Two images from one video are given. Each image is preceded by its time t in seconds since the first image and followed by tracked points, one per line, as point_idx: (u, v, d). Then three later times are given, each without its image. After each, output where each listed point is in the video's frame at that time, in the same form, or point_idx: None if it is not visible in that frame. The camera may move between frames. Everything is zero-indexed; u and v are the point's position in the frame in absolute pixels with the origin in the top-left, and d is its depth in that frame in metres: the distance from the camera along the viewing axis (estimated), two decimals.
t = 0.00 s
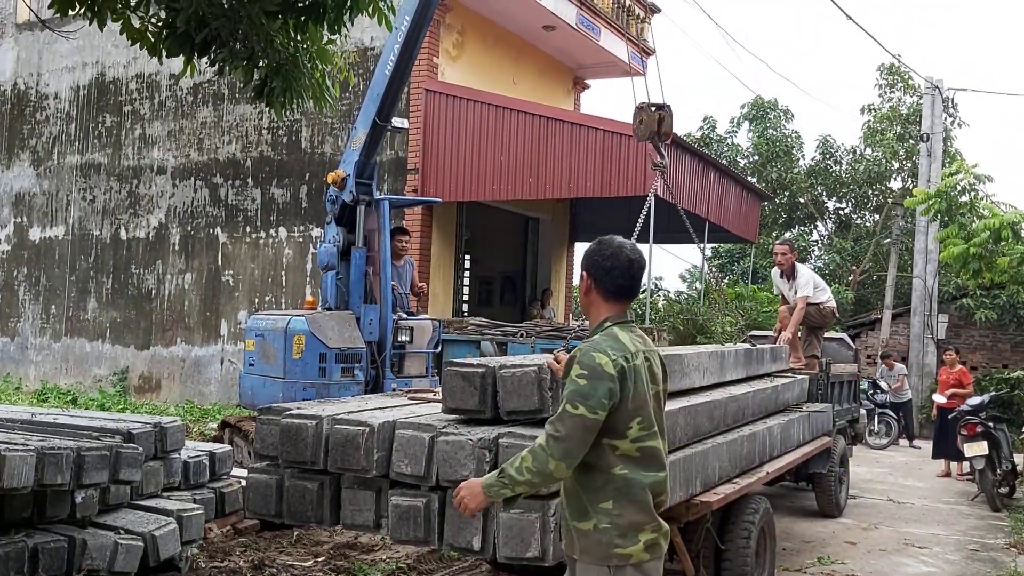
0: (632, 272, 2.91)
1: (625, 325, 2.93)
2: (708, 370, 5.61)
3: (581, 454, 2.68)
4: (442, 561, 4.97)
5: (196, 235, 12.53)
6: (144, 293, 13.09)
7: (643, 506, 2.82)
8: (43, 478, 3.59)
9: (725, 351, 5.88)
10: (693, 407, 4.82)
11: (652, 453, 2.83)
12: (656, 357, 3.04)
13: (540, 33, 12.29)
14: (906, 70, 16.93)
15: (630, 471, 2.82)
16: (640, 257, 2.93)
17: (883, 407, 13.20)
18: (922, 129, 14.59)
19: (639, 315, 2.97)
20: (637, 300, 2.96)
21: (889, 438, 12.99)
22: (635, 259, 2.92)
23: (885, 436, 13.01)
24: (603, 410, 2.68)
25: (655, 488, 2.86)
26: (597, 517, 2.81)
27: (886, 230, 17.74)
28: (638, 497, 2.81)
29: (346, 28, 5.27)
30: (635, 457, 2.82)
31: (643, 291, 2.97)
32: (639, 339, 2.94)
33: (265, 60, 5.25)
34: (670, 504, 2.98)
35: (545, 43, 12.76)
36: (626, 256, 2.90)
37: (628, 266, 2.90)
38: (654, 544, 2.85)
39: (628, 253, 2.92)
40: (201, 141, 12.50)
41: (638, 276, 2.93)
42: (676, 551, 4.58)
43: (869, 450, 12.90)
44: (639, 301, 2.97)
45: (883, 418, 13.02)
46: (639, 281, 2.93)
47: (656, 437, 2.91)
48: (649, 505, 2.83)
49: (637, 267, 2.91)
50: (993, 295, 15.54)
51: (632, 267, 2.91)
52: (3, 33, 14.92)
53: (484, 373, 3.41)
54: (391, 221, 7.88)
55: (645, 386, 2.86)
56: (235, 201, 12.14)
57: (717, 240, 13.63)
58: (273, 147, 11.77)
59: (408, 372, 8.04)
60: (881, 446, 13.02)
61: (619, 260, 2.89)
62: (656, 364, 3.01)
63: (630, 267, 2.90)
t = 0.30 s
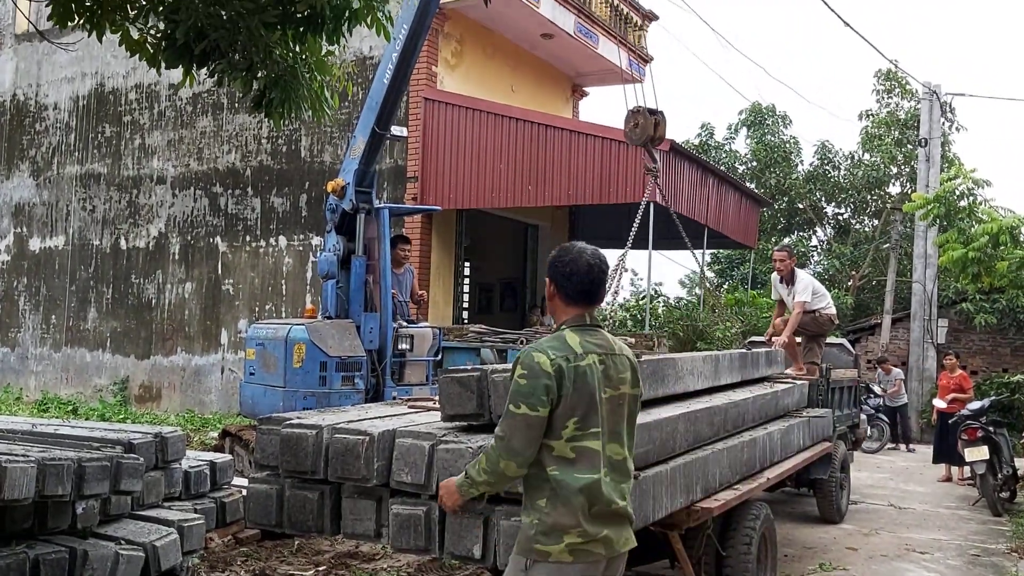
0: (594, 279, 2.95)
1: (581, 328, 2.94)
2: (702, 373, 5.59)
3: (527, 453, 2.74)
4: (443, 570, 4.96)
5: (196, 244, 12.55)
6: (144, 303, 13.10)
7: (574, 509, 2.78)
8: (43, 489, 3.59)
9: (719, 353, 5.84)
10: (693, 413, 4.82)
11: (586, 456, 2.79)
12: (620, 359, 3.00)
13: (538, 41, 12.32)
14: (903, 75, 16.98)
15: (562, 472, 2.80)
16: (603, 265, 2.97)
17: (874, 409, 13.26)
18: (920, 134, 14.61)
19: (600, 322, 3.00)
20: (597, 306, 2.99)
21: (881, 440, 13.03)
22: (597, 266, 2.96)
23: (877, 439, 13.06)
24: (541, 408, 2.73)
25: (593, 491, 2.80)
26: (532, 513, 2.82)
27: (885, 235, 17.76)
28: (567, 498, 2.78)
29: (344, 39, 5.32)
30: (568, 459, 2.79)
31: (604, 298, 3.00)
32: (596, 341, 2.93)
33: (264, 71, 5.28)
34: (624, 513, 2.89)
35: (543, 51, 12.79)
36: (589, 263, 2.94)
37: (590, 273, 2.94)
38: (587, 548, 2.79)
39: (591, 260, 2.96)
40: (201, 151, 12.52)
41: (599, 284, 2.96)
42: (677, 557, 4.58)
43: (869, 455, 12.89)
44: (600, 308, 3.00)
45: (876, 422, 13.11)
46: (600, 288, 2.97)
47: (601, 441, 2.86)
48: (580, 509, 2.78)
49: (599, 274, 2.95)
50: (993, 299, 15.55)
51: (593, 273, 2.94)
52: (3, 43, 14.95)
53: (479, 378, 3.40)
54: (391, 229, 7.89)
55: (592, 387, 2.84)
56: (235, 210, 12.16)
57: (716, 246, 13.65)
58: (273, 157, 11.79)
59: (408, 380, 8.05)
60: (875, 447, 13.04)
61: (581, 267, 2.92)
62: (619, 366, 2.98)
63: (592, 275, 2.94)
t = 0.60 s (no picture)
0: (554, 291, 2.92)
1: (536, 340, 2.91)
2: (697, 381, 5.62)
3: (467, 461, 2.75)
4: None
5: (196, 259, 12.57)
6: (145, 318, 13.12)
7: (510, 520, 2.75)
8: (47, 507, 3.60)
9: (714, 361, 5.85)
10: (694, 423, 4.84)
11: (524, 465, 2.76)
12: (580, 371, 2.93)
13: (536, 53, 12.37)
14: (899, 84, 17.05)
15: (503, 483, 2.77)
16: (565, 279, 2.95)
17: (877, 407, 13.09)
18: (917, 143, 14.65)
19: (560, 335, 2.96)
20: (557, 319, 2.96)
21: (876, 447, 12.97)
22: (559, 279, 2.93)
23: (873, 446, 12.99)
24: (479, 417, 2.74)
25: (532, 502, 2.75)
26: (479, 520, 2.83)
27: (884, 242, 17.79)
28: (504, 508, 2.75)
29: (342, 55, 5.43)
30: (507, 468, 2.77)
31: (565, 311, 2.96)
32: (551, 352, 2.89)
33: (263, 90, 5.33)
34: (575, 526, 2.80)
35: (540, 63, 12.83)
36: (550, 276, 2.91)
37: (550, 285, 2.91)
38: (524, 559, 2.74)
39: (553, 273, 2.94)
40: (201, 166, 12.56)
41: (560, 297, 2.94)
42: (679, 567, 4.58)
43: (871, 463, 12.89)
44: (560, 320, 2.97)
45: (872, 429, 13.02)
46: (560, 302, 2.94)
47: (546, 452, 2.80)
48: (517, 519, 2.74)
49: (560, 287, 2.92)
50: (993, 306, 15.56)
51: (552, 285, 2.91)
52: (2, 61, 15.01)
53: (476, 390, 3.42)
54: (391, 242, 7.90)
55: (536, 398, 2.80)
56: (235, 224, 12.19)
57: (715, 255, 13.67)
58: (273, 171, 11.82)
59: (409, 393, 8.06)
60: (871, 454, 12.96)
61: (541, 279, 2.90)
62: (577, 376, 2.91)
63: (554, 288, 2.92)
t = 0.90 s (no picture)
0: (499, 304, 2.96)
1: (480, 352, 2.96)
2: (686, 392, 5.61)
3: (400, 470, 2.86)
4: None
5: (198, 276, 12.60)
6: (147, 336, 13.13)
7: (440, 532, 2.78)
8: (52, 528, 3.61)
9: (704, 370, 5.87)
10: (698, 433, 4.84)
11: (455, 477, 2.80)
12: (525, 384, 2.94)
13: (533, 65, 12.40)
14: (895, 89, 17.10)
15: (436, 495, 2.83)
16: (513, 292, 2.99)
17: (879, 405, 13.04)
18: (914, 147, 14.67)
19: (507, 347, 3.00)
20: (502, 332, 2.99)
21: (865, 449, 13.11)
22: (504, 292, 2.98)
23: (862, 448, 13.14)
24: (412, 429, 2.86)
25: (459, 515, 2.78)
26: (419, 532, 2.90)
27: (884, 247, 17.82)
28: (436, 519, 2.80)
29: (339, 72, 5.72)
30: (441, 480, 2.83)
31: (511, 324, 3.00)
32: (494, 365, 2.93)
33: (262, 107, 5.60)
34: (507, 540, 2.78)
35: (537, 75, 12.87)
36: (495, 289, 2.96)
37: (495, 298, 2.96)
38: (451, 572, 2.75)
39: (500, 286, 2.98)
40: (201, 184, 12.59)
41: (506, 311, 2.98)
42: None
43: (875, 468, 12.87)
44: (508, 332, 3.01)
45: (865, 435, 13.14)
46: (507, 315, 2.98)
47: (481, 465, 2.83)
48: (446, 531, 2.77)
49: (504, 300, 2.96)
50: (994, 309, 15.58)
51: (495, 298, 2.96)
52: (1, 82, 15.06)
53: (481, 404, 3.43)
54: (391, 256, 7.89)
55: (473, 410, 2.86)
56: (236, 241, 12.21)
57: (716, 263, 13.68)
58: (273, 187, 11.86)
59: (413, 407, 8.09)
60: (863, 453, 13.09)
61: (484, 292, 2.95)
62: (521, 390, 2.92)
63: (500, 301, 2.97)
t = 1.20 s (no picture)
0: (471, 321, 2.99)
1: (449, 366, 2.99)
2: (682, 403, 5.60)
3: (368, 479, 2.93)
4: None
5: (200, 295, 12.62)
6: (150, 356, 13.14)
7: (416, 544, 2.82)
8: (58, 552, 3.62)
9: (699, 380, 5.87)
10: (701, 442, 4.84)
11: (427, 491, 2.83)
12: (495, 397, 2.95)
13: (530, 78, 12.44)
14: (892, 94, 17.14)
15: (410, 507, 2.87)
16: (484, 309, 3.01)
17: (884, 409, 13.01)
18: (913, 152, 14.65)
19: (477, 363, 3.02)
20: (473, 348, 3.01)
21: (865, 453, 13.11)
22: (476, 309, 3.00)
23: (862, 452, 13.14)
24: (377, 441, 2.92)
25: (434, 527, 2.81)
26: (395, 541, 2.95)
27: (885, 252, 17.84)
28: (412, 532, 2.83)
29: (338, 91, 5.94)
30: (414, 494, 2.86)
31: (482, 340, 3.01)
32: (464, 378, 2.95)
33: (262, 127, 5.77)
34: (485, 551, 2.81)
35: (534, 88, 12.92)
36: (466, 306, 2.99)
37: (466, 315, 2.99)
38: None
39: (471, 303, 3.01)
40: (202, 203, 12.63)
41: (476, 328, 3.00)
42: None
43: (881, 474, 12.85)
44: (479, 348, 3.02)
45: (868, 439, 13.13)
46: (478, 331, 3.00)
47: (454, 478, 2.85)
48: (421, 545, 2.80)
49: (474, 318, 2.99)
50: (996, 312, 15.57)
51: (466, 315, 2.99)
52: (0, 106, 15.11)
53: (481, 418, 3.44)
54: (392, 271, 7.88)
55: (442, 424, 2.88)
56: (237, 259, 12.24)
57: (718, 271, 13.69)
58: (273, 205, 11.89)
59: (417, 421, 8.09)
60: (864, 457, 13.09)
61: (455, 309, 2.98)
62: (491, 403, 2.93)
63: (472, 318, 2.99)
